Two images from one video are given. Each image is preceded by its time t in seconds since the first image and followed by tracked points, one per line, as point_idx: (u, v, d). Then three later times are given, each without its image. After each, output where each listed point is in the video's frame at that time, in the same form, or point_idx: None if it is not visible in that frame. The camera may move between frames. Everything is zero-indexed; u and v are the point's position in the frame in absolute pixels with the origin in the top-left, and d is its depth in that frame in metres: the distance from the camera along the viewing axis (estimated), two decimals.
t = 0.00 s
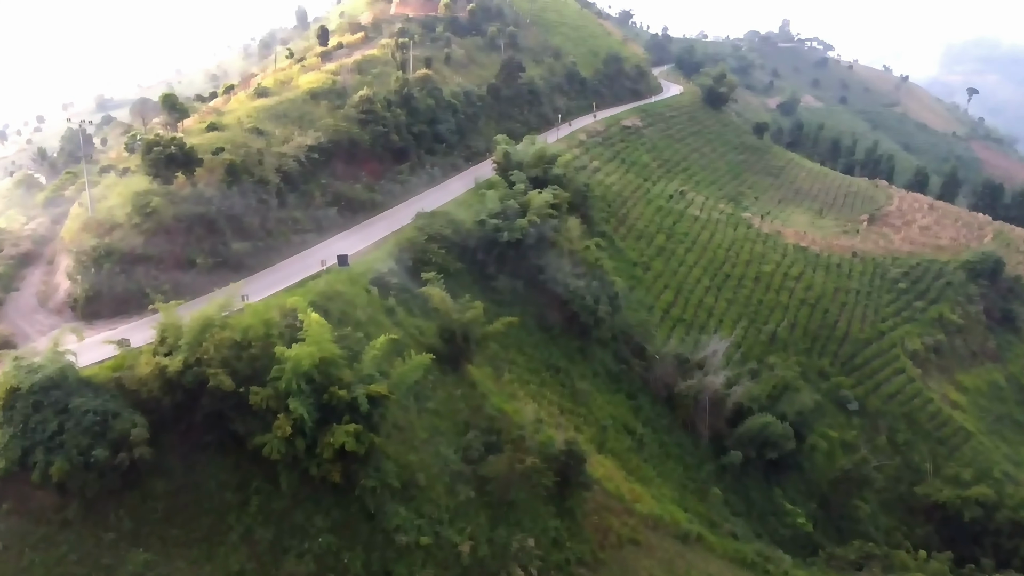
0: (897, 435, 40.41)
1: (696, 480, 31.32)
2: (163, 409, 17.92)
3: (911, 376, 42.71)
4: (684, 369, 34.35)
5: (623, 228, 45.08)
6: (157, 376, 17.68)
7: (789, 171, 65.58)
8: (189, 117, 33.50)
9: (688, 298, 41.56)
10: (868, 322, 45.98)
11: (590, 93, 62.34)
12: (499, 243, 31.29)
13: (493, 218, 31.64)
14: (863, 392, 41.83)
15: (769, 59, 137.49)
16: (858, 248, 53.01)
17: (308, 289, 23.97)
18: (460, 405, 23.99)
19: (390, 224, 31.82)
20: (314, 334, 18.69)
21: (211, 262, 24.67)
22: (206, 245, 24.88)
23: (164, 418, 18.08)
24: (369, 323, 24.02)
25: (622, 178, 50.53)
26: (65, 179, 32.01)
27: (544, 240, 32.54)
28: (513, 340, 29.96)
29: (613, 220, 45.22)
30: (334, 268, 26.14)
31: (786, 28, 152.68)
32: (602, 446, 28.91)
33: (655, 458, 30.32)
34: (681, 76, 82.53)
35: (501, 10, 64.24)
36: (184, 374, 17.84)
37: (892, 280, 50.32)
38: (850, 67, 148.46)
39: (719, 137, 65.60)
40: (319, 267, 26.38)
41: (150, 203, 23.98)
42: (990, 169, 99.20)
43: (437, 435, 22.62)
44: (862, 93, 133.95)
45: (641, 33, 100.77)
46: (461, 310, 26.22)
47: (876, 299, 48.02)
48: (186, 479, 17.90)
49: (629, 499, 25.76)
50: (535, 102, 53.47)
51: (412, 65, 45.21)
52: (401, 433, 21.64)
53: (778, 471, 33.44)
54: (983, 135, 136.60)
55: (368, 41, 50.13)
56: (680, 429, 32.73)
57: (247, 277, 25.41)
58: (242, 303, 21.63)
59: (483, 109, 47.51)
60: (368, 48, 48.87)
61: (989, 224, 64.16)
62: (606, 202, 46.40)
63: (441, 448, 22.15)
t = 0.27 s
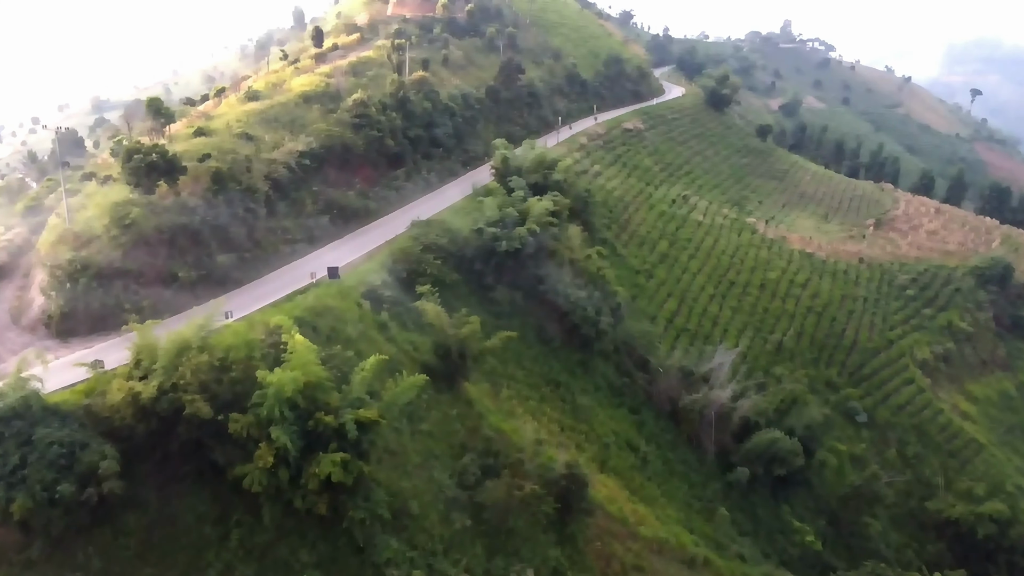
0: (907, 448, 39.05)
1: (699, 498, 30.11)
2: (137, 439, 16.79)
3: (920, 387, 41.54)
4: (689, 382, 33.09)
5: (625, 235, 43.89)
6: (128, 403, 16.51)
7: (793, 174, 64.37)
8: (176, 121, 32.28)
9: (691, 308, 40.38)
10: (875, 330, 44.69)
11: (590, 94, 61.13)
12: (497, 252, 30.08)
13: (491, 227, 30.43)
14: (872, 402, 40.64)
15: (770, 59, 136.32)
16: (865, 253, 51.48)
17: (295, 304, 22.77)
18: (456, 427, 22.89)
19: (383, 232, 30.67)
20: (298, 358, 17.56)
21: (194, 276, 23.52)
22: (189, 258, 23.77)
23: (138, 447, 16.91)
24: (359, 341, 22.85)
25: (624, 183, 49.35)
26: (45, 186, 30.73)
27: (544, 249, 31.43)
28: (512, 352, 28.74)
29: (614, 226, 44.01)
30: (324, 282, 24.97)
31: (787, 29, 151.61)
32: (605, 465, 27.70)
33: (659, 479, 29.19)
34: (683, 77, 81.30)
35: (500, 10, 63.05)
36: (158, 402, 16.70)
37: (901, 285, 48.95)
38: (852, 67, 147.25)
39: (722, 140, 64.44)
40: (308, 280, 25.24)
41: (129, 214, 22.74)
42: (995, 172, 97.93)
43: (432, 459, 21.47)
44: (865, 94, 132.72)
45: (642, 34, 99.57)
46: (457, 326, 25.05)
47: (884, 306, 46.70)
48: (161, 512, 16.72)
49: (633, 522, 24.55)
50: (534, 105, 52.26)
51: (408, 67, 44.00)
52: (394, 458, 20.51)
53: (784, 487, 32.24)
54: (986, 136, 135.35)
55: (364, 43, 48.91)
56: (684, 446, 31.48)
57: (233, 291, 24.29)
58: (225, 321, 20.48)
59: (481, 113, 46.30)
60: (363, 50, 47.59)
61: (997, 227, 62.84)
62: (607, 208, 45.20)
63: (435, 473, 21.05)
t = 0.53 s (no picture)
0: (919, 463, 36.87)
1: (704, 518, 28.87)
2: (105, 476, 15.50)
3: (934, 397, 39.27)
4: (695, 399, 31.99)
5: (628, 243, 42.56)
6: (94, 438, 15.25)
7: (798, 178, 63.03)
8: (161, 127, 31.02)
9: (697, 318, 39.00)
10: (883, 341, 42.47)
11: (590, 97, 59.85)
12: (495, 263, 28.80)
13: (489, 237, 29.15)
14: (880, 414, 38.37)
15: (772, 60, 135.26)
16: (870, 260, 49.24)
17: (281, 323, 21.50)
18: (451, 452, 21.65)
19: (376, 243, 29.48)
20: (279, 385, 16.32)
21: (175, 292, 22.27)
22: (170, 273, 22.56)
23: (107, 483, 15.57)
24: (349, 361, 21.57)
25: (626, 188, 48.19)
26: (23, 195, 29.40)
27: (543, 260, 30.16)
28: (512, 369, 27.48)
29: (616, 232, 42.65)
30: (313, 297, 23.69)
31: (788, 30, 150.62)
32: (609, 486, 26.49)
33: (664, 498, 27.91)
34: (685, 78, 79.96)
35: (499, 11, 61.68)
36: (127, 436, 15.48)
37: (909, 291, 46.74)
38: (854, 68, 146.10)
39: (726, 142, 63.17)
40: (295, 295, 23.97)
41: (103, 228, 21.37)
42: (1000, 174, 96.63)
43: (425, 489, 20.19)
44: (868, 95, 131.50)
45: (642, 34, 98.23)
46: (452, 344, 23.77)
47: (891, 311, 44.50)
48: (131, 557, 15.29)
49: (636, 552, 23.24)
50: (534, 107, 51.00)
51: (404, 70, 42.65)
52: (383, 489, 19.27)
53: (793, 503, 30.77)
54: (990, 137, 134.04)
55: (359, 44, 47.58)
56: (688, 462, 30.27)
57: (216, 307, 23.08)
58: (205, 343, 19.21)
59: (479, 116, 44.96)
60: (358, 52, 46.30)
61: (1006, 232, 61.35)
62: (608, 214, 43.96)
63: (428, 504, 19.83)
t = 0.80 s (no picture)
0: None
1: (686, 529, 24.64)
2: (63, 521, 13.97)
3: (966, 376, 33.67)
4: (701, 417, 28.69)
5: (628, 251, 40.66)
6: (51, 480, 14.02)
7: (805, 181, 61.48)
8: (145, 133, 30.10)
9: (708, 325, 36.41)
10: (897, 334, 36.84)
11: (591, 99, 58.55)
12: (490, 278, 27.68)
13: (482, 253, 28.06)
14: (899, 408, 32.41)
15: (774, 63, 134.17)
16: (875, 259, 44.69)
17: (263, 346, 20.28)
18: (450, 479, 19.41)
19: (366, 253, 27.99)
20: (255, 421, 15.23)
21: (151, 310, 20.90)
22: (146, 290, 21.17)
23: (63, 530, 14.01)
24: (336, 386, 20.24)
25: (628, 195, 46.77)
26: None
27: (537, 274, 28.72)
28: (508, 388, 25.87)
29: (618, 239, 41.20)
30: (299, 316, 22.41)
31: (790, 34, 149.80)
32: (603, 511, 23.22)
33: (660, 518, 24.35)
34: (688, 81, 78.72)
35: (498, 12, 60.47)
36: (87, 478, 14.20)
37: (928, 280, 41.64)
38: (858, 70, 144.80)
39: (730, 146, 61.74)
40: (280, 313, 22.75)
41: (73, 243, 19.82)
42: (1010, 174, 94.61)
43: (414, 524, 17.67)
44: (872, 97, 130.06)
45: (644, 35, 97.15)
46: (445, 366, 22.49)
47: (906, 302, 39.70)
48: None
49: None
50: (533, 111, 49.74)
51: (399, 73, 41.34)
52: (371, 525, 16.86)
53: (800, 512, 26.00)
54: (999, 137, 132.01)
55: (354, 46, 46.43)
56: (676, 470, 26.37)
57: (195, 326, 21.95)
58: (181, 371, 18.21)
59: (477, 120, 43.63)
60: (353, 54, 45.06)
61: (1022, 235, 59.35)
62: (610, 220, 42.58)
63: (417, 535, 17.44)
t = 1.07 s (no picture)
0: None
1: (639, 551, 10.10)
2: (21, 557, 8.85)
3: None
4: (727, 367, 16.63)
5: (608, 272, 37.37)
6: None
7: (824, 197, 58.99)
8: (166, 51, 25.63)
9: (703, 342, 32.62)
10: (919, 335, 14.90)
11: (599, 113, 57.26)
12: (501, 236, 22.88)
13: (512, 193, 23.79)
14: (905, 420, 13.72)
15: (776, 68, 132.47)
16: (822, 121, 24.11)
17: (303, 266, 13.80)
18: (526, 434, 12.26)
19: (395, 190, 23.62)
20: (237, 442, 9.70)
21: (118, 184, 13.72)
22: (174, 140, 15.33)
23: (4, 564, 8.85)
24: (426, 276, 13.78)
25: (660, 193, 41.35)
26: None
27: (586, 159, 18.46)
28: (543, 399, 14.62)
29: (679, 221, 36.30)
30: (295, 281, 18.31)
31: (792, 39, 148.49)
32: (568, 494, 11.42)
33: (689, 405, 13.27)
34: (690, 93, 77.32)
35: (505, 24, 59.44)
36: (40, 498, 8.89)
37: (857, 198, 19.03)
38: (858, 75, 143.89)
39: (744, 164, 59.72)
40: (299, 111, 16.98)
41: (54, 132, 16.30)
42: None
43: (523, 500, 10.35)
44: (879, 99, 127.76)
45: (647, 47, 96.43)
46: (533, 324, 13.46)
47: (911, 293, 15.86)
48: None
49: None
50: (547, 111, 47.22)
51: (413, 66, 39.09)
52: (430, 546, 9.36)
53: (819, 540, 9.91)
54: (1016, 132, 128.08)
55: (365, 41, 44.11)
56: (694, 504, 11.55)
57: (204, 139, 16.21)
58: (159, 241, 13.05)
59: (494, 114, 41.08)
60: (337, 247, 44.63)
61: None
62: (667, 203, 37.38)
63: (405, 543, 9.67)
